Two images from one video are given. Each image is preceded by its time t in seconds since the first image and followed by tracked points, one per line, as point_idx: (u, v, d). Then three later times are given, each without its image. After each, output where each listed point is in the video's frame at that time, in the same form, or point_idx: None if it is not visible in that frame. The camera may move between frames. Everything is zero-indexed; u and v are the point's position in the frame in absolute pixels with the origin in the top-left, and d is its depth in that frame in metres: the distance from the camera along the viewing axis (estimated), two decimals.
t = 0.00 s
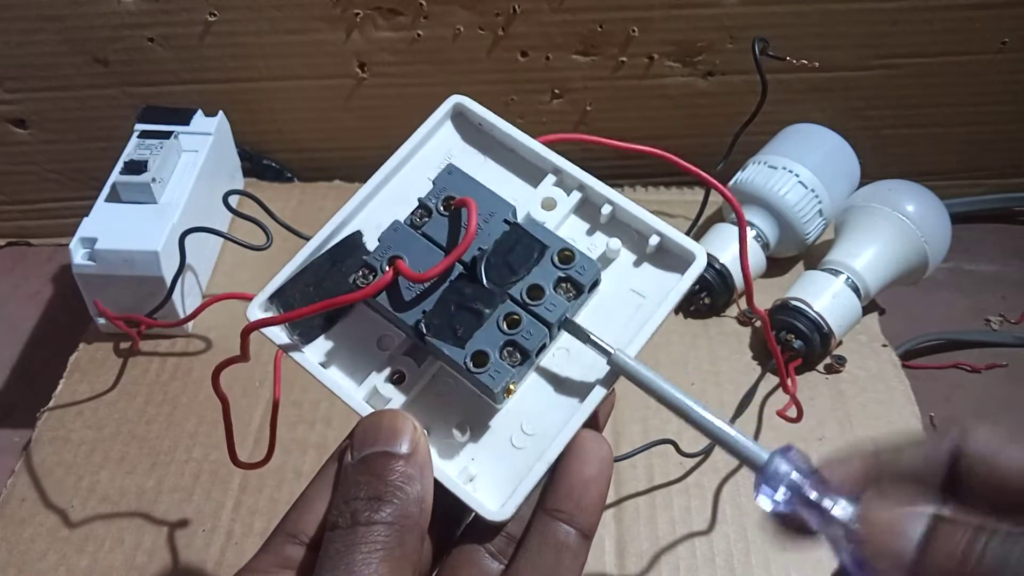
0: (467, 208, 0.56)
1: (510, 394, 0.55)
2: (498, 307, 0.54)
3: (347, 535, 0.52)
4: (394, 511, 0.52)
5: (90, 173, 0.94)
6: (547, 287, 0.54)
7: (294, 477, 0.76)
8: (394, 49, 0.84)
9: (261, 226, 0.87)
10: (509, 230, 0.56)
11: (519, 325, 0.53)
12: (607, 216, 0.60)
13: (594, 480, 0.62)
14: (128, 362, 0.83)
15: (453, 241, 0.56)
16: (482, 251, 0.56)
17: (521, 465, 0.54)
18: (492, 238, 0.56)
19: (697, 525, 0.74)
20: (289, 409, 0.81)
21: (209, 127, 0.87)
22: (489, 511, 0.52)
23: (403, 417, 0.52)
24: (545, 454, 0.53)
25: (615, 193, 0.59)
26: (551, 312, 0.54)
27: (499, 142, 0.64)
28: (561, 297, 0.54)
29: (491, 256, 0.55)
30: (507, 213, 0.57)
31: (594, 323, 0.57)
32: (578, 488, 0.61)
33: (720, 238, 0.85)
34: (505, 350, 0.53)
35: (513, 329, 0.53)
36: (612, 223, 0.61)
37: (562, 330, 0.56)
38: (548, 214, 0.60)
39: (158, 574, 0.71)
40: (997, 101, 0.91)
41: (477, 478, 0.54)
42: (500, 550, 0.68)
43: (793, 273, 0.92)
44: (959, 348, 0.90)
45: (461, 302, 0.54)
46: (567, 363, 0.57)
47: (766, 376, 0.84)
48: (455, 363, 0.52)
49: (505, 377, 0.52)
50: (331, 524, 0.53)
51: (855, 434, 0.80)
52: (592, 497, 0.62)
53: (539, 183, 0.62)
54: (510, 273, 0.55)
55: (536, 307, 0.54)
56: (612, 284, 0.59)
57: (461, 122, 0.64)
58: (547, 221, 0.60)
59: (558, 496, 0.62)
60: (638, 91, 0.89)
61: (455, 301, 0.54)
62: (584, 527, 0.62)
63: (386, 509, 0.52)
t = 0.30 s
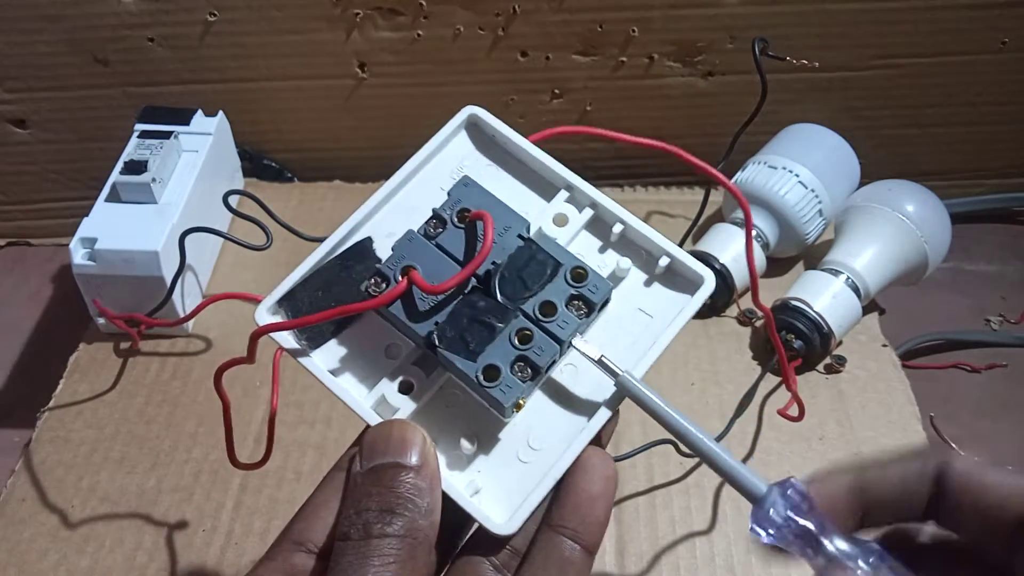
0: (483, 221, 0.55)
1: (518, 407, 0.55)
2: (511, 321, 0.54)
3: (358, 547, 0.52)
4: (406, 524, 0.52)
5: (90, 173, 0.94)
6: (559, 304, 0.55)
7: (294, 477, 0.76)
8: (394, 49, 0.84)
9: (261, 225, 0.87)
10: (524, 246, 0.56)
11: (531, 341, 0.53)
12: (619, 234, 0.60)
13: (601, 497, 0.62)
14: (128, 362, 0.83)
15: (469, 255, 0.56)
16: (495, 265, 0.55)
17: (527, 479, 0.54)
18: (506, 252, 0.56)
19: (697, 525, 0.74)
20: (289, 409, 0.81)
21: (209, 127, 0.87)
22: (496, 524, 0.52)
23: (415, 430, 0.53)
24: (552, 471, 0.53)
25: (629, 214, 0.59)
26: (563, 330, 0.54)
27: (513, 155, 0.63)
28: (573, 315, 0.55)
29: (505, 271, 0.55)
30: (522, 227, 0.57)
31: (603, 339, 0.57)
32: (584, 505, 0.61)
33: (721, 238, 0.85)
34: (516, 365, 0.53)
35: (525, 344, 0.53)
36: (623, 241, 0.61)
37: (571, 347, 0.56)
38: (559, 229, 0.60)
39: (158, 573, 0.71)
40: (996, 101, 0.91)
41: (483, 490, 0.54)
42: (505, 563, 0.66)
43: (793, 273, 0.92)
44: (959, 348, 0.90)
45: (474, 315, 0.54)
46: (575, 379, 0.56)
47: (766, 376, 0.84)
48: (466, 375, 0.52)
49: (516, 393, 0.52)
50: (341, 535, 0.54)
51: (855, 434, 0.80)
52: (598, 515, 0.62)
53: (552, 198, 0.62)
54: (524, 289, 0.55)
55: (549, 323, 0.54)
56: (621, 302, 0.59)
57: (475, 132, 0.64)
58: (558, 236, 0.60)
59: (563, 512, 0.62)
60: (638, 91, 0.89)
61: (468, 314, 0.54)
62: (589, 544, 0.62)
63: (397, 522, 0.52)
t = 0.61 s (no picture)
0: (481, 251, 0.56)
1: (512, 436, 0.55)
2: (506, 352, 0.54)
3: None
4: (402, 555, 0.52)
5: (90, 173, 0.94)
6: (554, 336, 0.55)
7: (294, 476, 0.76)
8: (394, 49, 0.84)
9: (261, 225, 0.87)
10: (520, 278, 0.57)
11: (526, 372, 0.53)
12: (612, 267, 0.60)
13: (588, 527, 0.62)
14: (127, 362, 0.84)
15: (469, 286, 0.56)
16: (491, 296, 0.56)
17: (517, 507, 0.54)
18: (503, 283, 0.56)
19: (697, 525, 0.74)
20: (289, 408, 0.80)
21: (209, 127, 0.87)
22: (488, 552, 0.52)
23: (411, 459, 0.53)
24: (545, 498, 0.53)
25: (624, 248, 0.59)
26: (558, 362, 0.54)
27: (509, 184, 0.63)
28: (568, 348, 0.55)
29: (501, 302, 0.55)
30: (519, 259, 0.57)
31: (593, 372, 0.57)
32: (573, 534, 0.62)
33: (720, 239, 0.85)
34: (511, 396, 0.53)
35: (520, 375, 0.53)
36: (616, 274, 0.61)
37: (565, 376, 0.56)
38: (553, 261, 0.60)
39: (158, 573, 0.71)
40: (996, 101, 0.91)
41: (473, 517, 0.54)
42: None
43: (793, 273, 0.92)
44: (959, 348, 0.90)
45: (470, 344, 0.54)
46: (569, 407, 0.56)
47: (766, 376, 0.84)
48: (461, 405, 0.52)
49: (510, 424, 0.52)
50: (337, 563, 0.54)
51: (855, 434, 0.80)
52: (586, 544, 0.62)
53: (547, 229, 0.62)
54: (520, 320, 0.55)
55: (544, 355, 0.54)
56: (612, 334, 0.59)
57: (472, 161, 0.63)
58: (553, 267, 0.60)
59: (552, 540, 0.62)
60: (638, 91, 0.89)
61: (465, 343, 0.54)
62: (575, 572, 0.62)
63: (393, 552, 0.52)
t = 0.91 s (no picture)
0: (481, 251, 0.55)
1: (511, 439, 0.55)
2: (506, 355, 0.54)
3: None
4: (401, 561, 0.53)
5: (90, 173, 0.94)
6: (554, 339, 0.55)
7: (294, 476, 0.76)
8: (394, 49, 0.84)
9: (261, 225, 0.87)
10: (519, 279, 0.56)
11: (526, 375, 0.53)
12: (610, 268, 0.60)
13: (585, 530, 0.61)
14: (127, 362, 0.83)
15: (470, 288, 0.56)
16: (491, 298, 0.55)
17: (513, 509, 0.54)
18: (503, 284, 0.56)
19: (697, 525, 0.74)
20: (289, 408, 0.81)
21: (209, 127, 0.87)
22: (485, 554, 0.53)
23: (409, 462, 0.53)
24: (540, 504, 0.54)
25: (623, 250, 0.59)
26: (558, 366, 0.54)
27: (508, 181, 0.62)
28: (567, 351, 0.55)
29: (501, 304, 0.55)
30: (519, 260, 0.57)
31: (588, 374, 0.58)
32: (568, 537, 0.61)
33: (720, 239, 0.85)
34: (510, 399, 0.53)
35: (519, 378, 0.53)
36: (614, 274, 0.61)
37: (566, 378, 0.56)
38: (551, 261, 0.60)
39: (158, 573, 0.71)
40: (996, 100, 0.91)
41: (470, 518, 0.54)
42: None
43: (793, 273, 0.92)
44: (959, 348, 0.90)
45: (469, 346, 0.54)
46: (564, 410, 0.57)
47: (766, 376, 0.84)
48: (461, 408, 0.52)
49: (509, 428, 0.52)
50: (336, 568, 0.54)
51: (855, 434, 0.80)
52: (583, 546, 0.62)
53: (546, 228, 0.61)
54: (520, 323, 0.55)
55: (543, 359, 0.54)
56: (608, 336, 0.59)
57: (471, 157, 0.63)
58: (551, 268, 0.59)
59: (548, 543, 0.62)
60: (638, 91, 0.89)
61: (465, 345, 0.54)
62: None
63: (392, 558, 0.53)
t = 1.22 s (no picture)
0: (501, 235, 0.55)
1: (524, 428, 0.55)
2: (522, 341, 0.54)
3: (370, 567, 0.52)
4: (414, 546, 0.52)
5: (90, 173, 0.94)
6: (570, 327, 0.55)
7: (294, 476, 0.76)
8: (394, 49, 0.84)
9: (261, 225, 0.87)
10: (538, 265, 0.56)
11: (542, 362, 0.53)
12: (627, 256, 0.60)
13: (593, 521, 0.62)
14: (128, 362, 0.84)
15: (488, 272, 0.55)
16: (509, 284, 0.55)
17: (523, 494, 0.55)
18: (522, 270, 0.56)
19: (697, 525, 0.74)
20: (290, 408, 0.81)
21: (209, 127, 0.87)
22: (494, 540, 0.53)
23: (423, 446, 0.53)
24: (550, 491, 0.54)
25: (642, 240, 0.59)
26: (573, 355, 0.54)
27: (528, 162, 0.62)
28: (582, 340, 0.55)
29: (519, 290, 0.55)
30: (538, 245, 0.57)
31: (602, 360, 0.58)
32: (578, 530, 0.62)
33: (720, 239, 0.86)
34: (525, 386, 0.53)
35: (535, 365, 0.53)
36: (631, 263, 0.60)
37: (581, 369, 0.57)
38: (569, 246, 0.60)
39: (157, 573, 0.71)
40: (995, 101, 0.91)
41: (479, 503, 0.55)
42: None
43: (793, 273, 0.92)
44: (959, 348, 0.90)
45: (486, 332, 0.54)
46: (577, 400, 0.57)
47: (766, 376, 0.84)
48: (476, 393, 0.53)
49: (524, 415, 0.52)
50: (348, 553, 0.53)
51: (855, 434, 0.80)
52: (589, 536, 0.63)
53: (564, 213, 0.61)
54: (538, 310, 0.55)
55: (559, 347, 0.54)
56: (623, 324, 0.59)
57: (493, 136, 0.62)
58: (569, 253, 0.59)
59: (557, 532, 0.62)
60: (638, 91, 0.89)
61: (481, 330, 0.54)
62: (576, 566, 0.63)
63: (405, 544, 0.52)
